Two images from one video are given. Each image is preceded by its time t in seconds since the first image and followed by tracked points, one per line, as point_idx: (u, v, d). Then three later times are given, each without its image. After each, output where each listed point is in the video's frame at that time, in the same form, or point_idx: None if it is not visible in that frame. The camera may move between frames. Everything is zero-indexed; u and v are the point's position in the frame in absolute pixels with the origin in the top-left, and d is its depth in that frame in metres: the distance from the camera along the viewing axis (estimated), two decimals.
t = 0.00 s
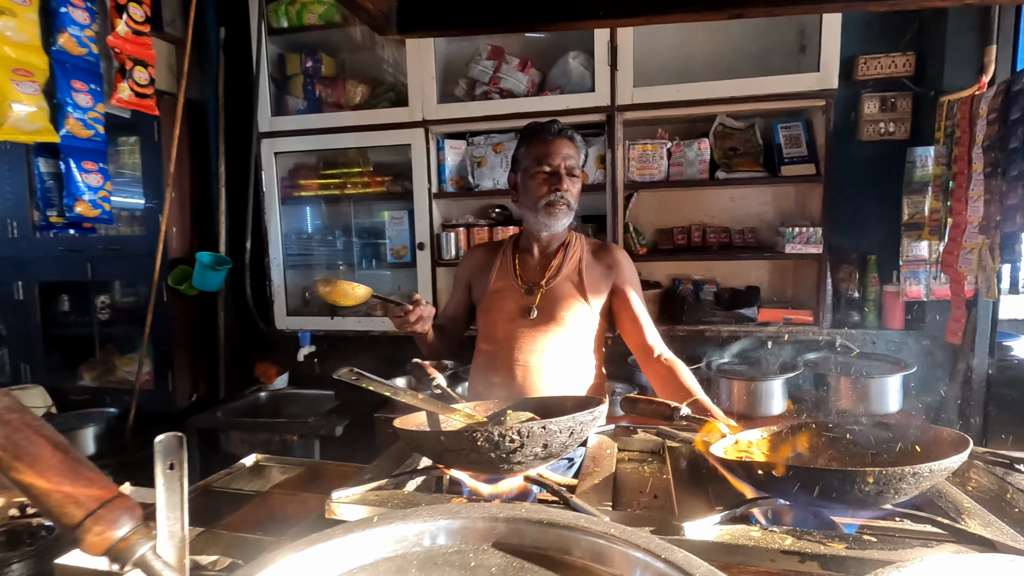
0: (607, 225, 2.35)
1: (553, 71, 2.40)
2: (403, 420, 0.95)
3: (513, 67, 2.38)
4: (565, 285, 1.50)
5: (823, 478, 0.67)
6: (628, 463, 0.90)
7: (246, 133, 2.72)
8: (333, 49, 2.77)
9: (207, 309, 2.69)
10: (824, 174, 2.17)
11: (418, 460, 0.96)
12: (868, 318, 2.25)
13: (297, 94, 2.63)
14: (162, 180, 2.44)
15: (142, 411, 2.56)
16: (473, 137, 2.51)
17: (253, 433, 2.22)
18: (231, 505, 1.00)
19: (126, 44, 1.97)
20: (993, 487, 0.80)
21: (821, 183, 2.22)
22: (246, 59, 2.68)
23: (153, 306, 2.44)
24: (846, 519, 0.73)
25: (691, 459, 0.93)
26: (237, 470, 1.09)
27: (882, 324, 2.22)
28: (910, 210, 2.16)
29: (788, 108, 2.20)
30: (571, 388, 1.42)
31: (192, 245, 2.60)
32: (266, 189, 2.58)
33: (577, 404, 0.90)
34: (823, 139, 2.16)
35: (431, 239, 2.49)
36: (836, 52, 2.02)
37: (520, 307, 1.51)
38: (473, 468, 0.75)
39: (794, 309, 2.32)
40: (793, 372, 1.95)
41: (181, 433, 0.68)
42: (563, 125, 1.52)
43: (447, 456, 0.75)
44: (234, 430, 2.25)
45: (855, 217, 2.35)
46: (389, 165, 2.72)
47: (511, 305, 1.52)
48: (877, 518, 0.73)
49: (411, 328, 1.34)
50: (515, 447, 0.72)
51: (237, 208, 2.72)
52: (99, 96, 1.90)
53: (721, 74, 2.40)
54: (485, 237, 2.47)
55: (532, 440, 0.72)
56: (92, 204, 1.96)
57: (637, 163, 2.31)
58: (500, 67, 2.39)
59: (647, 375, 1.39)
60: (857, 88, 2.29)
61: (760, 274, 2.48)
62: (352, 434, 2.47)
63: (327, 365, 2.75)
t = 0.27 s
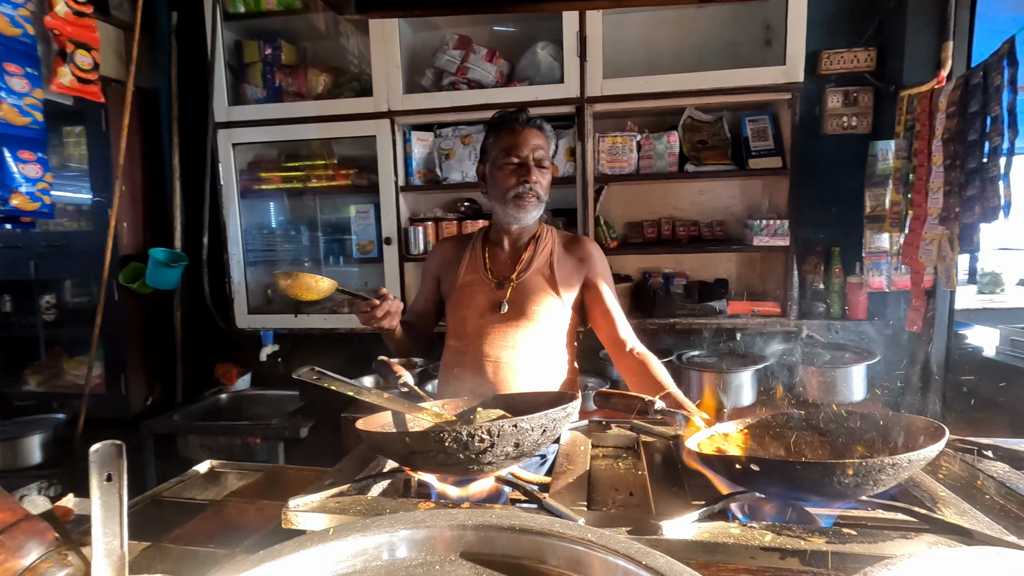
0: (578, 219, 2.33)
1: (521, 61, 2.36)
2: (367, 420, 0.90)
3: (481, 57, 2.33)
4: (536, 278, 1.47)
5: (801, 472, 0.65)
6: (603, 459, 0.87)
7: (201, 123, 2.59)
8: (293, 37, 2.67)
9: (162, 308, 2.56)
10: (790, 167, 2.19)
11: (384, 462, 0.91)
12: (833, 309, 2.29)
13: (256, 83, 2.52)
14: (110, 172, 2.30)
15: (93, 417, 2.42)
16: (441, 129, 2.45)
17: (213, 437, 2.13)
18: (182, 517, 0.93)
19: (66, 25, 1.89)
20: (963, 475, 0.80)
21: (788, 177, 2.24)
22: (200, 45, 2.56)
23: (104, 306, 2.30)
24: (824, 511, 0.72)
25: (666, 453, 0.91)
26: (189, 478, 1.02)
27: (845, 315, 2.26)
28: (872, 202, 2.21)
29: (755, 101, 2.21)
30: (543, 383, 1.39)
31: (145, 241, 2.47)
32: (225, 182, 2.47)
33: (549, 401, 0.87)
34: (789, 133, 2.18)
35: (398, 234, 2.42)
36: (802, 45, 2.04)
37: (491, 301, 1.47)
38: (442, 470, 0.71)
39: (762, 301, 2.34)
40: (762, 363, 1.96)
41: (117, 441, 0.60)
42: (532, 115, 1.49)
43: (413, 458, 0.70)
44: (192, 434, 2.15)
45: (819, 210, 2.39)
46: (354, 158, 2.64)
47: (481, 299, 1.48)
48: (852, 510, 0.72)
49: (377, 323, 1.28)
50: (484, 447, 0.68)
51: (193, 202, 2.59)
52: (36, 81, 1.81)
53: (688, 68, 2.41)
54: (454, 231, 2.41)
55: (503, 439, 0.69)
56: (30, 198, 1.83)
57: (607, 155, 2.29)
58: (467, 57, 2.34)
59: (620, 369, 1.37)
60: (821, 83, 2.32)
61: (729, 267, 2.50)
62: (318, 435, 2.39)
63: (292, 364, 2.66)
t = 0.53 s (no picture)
0: (561, 214, 2.34)
1: (504, 56, 2.35)
2: (360, 416, 0.89)
3: (463, 51, 2.31)
4: (522, 273, 1.46)
5: (796, 459, 0.67)
6: (598, 452, 0.88)
7: (174, 116, 2.52)
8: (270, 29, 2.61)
9: (134, 306, 2.49)
10: (768, 163, 2.23)
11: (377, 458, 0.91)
12: (808, 303, 2.33)
13: (231, 75, 2.46)
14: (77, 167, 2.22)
15: (62, 420, 2.33)
16: (422, 124, 2.43)
17: (192, 438, 2.08)
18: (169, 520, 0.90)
19: (31, 13, 1.87)
20: (945, 459, 0.83)
21: (766, 172, 2.28)
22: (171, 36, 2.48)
23: (73, 305, 2.22)
24: (815, 496, 0.74)
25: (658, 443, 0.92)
26: (173, 480, 0.99)
27: (821, 308, 2.32)
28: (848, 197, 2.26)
29: (734, 98, 2.24)
30: (532, 378, 1.40)
31: (115, 238, 2.39)
32: (198, 177, 2.40)
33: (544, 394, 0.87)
34: (767, 129, 2.22)
35: (380, 230, 2.39)
36: (780, 43, 2.07)
37: (477, 296, 1.46)
38: (441, 464, 0.71)
39: (741, 295, 2.38)
40: (743, 356, 2.00)
41: (101, 442, 0.59)
42: (512, 109, 1.47)
43: (411, 453, 0.70)
44: (169, 436, 2.09)
45: (796, 205, 2.44)
46: (333, 152, 2.60)
47: (467, 295, 1.47)
48: (841, 496, 0.74)
49: (363, 318, 1.27)
50: (484, 441, 0.68)
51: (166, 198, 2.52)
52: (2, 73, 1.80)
53: (669, 64, 2.43)
54: (436, 227, 2.40)
55: (503, 432, 0.68)
56: None
57: (589, 151, 2.30)
58: (449, 51, 2.32)
59: (607, 363, 1.37)
60: (798, 81, 2.37)
61: (709, 262, 2.54)
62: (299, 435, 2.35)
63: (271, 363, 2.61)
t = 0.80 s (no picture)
0: (560, 215, 2.36)
1: (503, 57, 2.37)
2: (372, 415, 0.91)
3: (463, 53, 2.33)
4: (526, 274, 1.49)
5: (801, 454, 0.69)
6: (606, 449, 0.91)
7: (172, 117, 2.52)
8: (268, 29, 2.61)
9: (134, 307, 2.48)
10: (764, 164, 2.26)
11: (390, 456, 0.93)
12: (804, 302, 2.36)
13: (231, 76, 2.46)
14: (77, 167, 2.21)
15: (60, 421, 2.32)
16: (422, 124, 2.44)
17: (193, 438, 2.08)
18: (184, 519, 0.91)
19: (34, 14, 1.89)
20: (942, 453, 0.86)
21: (762, 174, 2.31)
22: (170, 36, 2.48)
23: (71, 306, 2.21)
24: (818, 489, 0.77)
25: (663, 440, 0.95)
26: (185, 479, 0.99)
27: (816, 307, 2.35)
28: (842, 198, 2.30)
29: (731, 100, 2.27)
30: (535, 377, 1.42)
31: (113, 238, 2.38)
32: (198, 177, 2.40)
33: (553, 393, 0.89)
34: (763, 131, 2.25)
35: (380, 230, 2.41)
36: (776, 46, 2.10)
37: (481, 296, 1.48)
38: (457, 462, 0.72)
39: (738, 294, 2.41)
40: (740, 354, 2.03)
41: (124, 441, 0.60)
42: (520, 112, 1.50)
43: (428, 450, 0.72)
44: (170, 436, 2.09)
45: (791, 206, 2.47)
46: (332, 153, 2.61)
47: (472, 294, 1.49)
48: (842, 490, 0.77)
49: (370, 318, 1.28)
50: (501, 438, 0.70)
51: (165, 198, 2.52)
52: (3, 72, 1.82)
53: (666, 67, 2.46)
54: (436, 227, 2.42)
55: (519, 429, 0.70)
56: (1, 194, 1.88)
57: (588, 152, 2.32)
58: (449, 53, 2.34)
59: (609, 362, 1.40)
60: (792, 83, 2.41)
61: (705, 262, 2.57)
62: (300, 435, 2.36)
63: (271, 363, 2.61)
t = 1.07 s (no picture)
0: (559, 215, 2.37)
1: (502, 59, 2.38)
2: (381, 415, 0.92)
3: (462, 54, 2.34)
4: (529, 274, 1.50)
5: (806, 452, 0.71)
6: (613, 448, 0.93)
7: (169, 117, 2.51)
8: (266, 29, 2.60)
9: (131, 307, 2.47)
10: (761, 166, 2.28)
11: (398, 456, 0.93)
12: (799, 302, 2.40)
13: (228, 76, 2.46)
14: (74, 168, 2.20)
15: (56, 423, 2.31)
16: (421, 125, 2.45)
17: (193, 439, 2.08)
18: (194, 519, 0.91)
19: (33, 13, 1.90)
20: (941, 451, 0.88)
21: (758, 175, 2.33)
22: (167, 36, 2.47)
23: (68, 306, 2.20)
24: (822, 486, 0.78)
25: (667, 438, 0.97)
26: (192, 479, 0.99)
27: (811, 306, 2.38)
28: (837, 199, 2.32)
29: (728, 102, 2.29)
30: (538, 378, 1.43)
31: (109, 239, 2.37)
32: (195, 177, 2.40)
33: (560, 394, 0.91)
34: (759, 133, 2.27)
35: (379, 230, 2.41)
36: (772, 49, 2.13)
37: (485, 297, 1.49)
38: (469, 461, 0.73)
39: (734, 294, 2.44)
40: (738, 354, 2.05)
41: (139, 441, 0.61)
42: (527, 114, 1.51)
43: (441, 449, 0.73)
44: (169, 437, 2.09)
45: (786, 207, 2.49)
46: (330, 153, 2.61)
47: (475, 295, 1.50)
48: (846, 486, 0.79)
49: (375, 318, 1.29)
50: (513, 438, 0.71)
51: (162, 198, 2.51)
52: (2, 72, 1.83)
53: (663, 68, 2.47)
54: (435, 228, 2.42)
55: (531, 429, 0.72)
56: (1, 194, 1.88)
57: (587, 153, 2.34)
58: (448, 54, 2.34)
59: (610, 362, 1.41)
60: (788, 86, 2.42)
61: (702, 262, 2.59)
62: (299, 435, 2.36)
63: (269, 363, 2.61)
